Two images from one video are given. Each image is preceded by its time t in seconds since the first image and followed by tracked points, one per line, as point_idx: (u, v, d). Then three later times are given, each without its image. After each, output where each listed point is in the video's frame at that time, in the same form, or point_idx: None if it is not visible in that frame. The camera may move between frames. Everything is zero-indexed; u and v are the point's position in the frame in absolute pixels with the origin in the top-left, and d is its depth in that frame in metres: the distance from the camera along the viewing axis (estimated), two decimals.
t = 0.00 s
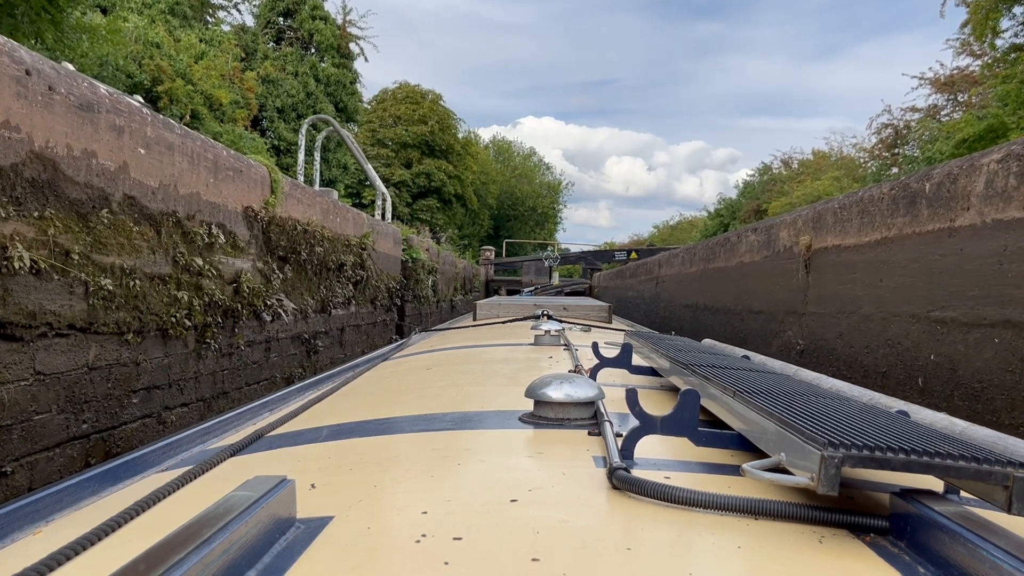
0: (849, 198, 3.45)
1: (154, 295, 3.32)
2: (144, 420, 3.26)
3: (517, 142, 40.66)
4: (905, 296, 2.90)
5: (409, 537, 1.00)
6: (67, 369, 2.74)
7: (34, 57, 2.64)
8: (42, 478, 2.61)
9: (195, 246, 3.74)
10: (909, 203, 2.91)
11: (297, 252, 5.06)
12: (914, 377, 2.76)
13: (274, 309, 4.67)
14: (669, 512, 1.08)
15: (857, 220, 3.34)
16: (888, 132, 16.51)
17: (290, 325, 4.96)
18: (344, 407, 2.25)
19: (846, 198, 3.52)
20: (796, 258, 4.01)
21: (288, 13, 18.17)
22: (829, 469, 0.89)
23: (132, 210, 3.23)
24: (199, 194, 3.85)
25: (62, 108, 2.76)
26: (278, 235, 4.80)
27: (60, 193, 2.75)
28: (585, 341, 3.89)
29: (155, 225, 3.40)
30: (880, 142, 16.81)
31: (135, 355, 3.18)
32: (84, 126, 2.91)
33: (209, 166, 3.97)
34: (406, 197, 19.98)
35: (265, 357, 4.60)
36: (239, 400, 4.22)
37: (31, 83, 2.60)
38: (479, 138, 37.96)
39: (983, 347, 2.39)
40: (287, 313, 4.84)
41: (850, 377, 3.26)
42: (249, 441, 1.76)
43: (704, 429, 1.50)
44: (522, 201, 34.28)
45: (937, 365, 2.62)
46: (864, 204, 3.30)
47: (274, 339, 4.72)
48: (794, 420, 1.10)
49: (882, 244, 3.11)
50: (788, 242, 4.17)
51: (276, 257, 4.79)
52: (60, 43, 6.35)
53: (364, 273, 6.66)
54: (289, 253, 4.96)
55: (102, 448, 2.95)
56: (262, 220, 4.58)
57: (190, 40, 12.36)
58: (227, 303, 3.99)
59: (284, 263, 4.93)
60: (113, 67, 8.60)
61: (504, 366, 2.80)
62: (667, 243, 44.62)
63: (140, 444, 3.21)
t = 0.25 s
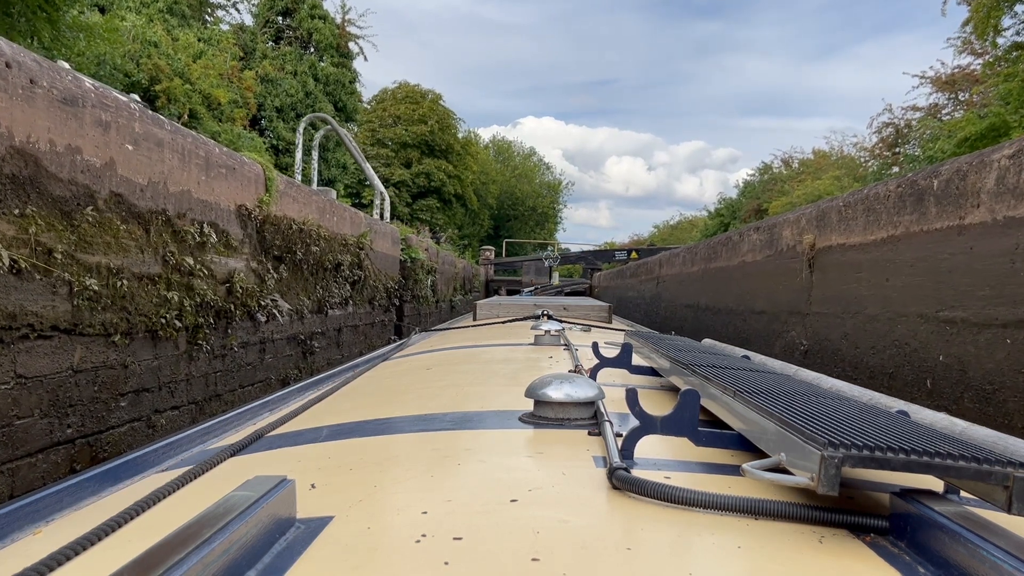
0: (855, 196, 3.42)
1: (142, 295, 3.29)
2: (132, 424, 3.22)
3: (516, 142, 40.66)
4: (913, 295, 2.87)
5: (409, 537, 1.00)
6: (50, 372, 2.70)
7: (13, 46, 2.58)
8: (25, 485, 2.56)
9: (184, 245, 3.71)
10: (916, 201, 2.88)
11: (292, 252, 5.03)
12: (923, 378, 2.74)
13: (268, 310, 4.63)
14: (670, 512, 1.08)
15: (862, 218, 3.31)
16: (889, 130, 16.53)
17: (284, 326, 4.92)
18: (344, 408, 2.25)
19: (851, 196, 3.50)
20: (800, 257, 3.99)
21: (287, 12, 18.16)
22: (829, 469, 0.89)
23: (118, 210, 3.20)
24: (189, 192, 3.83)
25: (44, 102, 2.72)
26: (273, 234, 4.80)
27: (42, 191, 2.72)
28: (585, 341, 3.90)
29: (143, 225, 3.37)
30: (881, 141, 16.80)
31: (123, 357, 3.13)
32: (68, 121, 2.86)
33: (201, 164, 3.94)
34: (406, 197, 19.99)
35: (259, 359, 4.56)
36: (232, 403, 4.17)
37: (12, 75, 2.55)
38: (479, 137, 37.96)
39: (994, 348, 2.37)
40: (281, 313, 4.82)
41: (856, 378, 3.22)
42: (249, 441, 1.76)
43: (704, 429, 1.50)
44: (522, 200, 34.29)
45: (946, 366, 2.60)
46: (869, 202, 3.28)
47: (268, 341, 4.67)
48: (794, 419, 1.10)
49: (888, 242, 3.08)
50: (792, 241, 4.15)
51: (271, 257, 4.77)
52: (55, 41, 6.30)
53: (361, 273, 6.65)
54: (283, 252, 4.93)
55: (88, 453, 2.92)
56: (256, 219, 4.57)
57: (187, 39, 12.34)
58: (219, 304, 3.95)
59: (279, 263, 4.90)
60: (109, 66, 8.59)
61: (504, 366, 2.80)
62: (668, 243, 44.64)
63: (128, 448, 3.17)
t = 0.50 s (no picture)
0: (862, 194, 3.30)
1: (129, 295, 3.02)
2: (119, 429, 2.95)
3: (517, 142, 40.68)
4: (923, 296, 2.74)
5: (409, 537, 1.00)
6: (25, 375, 2.43)
7: None
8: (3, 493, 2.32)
9: (174, 243, 3.44)
10: (925, 198, 2.76)
11: (287, 251, 4.76)
12: (932, 380, 2.61)
13: (262, 310, 4.37)
14: (669, 512, 1.08)
15: (869, 217, 3.19)
16: (891, 130, 16.53)
17: (280, 326, 4.65)
18: (344, 407, 2.25)
19: (857, 193, 3.37)
20: (804, 257, 3.86)
21: (286, 12, 18.19)
22: (829, 469, 0.89)
23: (101, 203, 2.92)
24: (179, 189, 3.56)
25: (23, 95, 2.47)
26: (267, 233, 4.54)
27: (22, 186, 2.47)
28: (585, 341, 3.90)
29: (130, 221, 3.10)
30: (883, 141, 16.79)
31: (108, 359, 2.87)
32: (48, 114, 2.60)
33: (191, 161, 3.68)
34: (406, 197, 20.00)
35: (254, 361, 4.27)
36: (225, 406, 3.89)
37: None
38: (479, 137, 38.02)
39: (1008, 350, 2.24)
40: (276, 314, 4.55)
41: (863, 381, 3.11)
42: (249, 441, 1.76)
43: (704, 429, 1.50)
44: (522, 200, 34.32)
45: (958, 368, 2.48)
46: (876, 200, 3.15)
47: (263, 342, 4.39)
48: (794, 420, 1.11)
49: (896, 241, 2.95)
50: (796, 240, 4.03)
51: (265, 256, 4.50)
52: (49, 37, 6.34)
53: (359, 272, 6.44)
54: (278, 251, 4.66)
55: (71, 460, 2.67)
56: (250, 218, 4.29)
57: (185, 37, 12.35)
58: (212, 304, 3.68)
59: (274, 262, 4.64)
60: (107, 65, 8.63)
61: (504, 366, 2.80)
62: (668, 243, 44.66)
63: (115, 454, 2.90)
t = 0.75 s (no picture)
0: (868, 192, 3.27)
1: (117, 295, 2.98)
2: (107, 433, 2.92)
3: (517, 142, 40.69)
4: (932, 295, 2.71)
5: (409, 537, 1.00)
6: (11, 378, 2.40)
7: None
8: None
9: (165, 242, 3.41)
10: (935, 196, 2.73)
11: (283, 251, 4.74)
12: (941, 382, 2.58)
13: (258, 310, 4.34)
14: (669, 512, 1.08)
15: (876, 215, 3.16)
16: (892, 129, 16.54)
17: (275, 327, 4.63)
18: (344, 407, 2.25)
19: (863, 192, 3.34)
20: (809, 257, 3.83)
21: (285, 11, 18.19)
22: (829, 469, 0.89)
23: (88, 201, 2.88)
24: (171, 186, 3.52)
25: (6, 88, 2.42)
26: (262, 232, 4.52)
27: (4, 183, 2.41)
28: (585, 341, 3.90)
29: (119, 219, 3.07)
30: (884, 140, 16.81)
31: (95, 361, 2.83)
32: (31, 108, 2.55)
33: (184, 158, 3.64)
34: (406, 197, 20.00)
35: (248, 362, 4.25)
36: (219, 408, 3.86)
37: None
38: (479, 137, 38.03)
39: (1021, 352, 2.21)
40: (272, 314, 4.52)
41: (870, 383, 3.08)
42: (249, 441, 1.76)
43: (704, 429, 1.50)
44: (522, 200, 34.33)
45: (968, 370, 2.45)
46: (883, 199, 3.13)
47: (258, 343, 4.37)
48: (794, 419, 1.11)
49: (904, 240, 2.92)
50: (800, 239, 4.00)
51: (260, 255, 4.48)
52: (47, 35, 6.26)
53: (357, 272, 6.41)
54: (274, 251, 4.64)
55: (57, 465, 2.64)
56: (244, 217, 4.27)
57: (184, 36, 12.33)
58: (204, 305, 3.65)
59: (269, 262, 4.61)
60: (105, 63, 8.67)
61: (504, 366, 2.80)
62: (669, 243, 44.66)
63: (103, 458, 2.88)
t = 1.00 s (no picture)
0: (875, 190, 3.17)
1: (104, 295, 2.91)
2: (94, 436, 2.84)
3: (517, 142, 40.68)
4: (943, 297, 2.62)
5: (409, 537, 1.00)
6: None
7: None
8: None
9: (155, 241, 3.33)
10: (945, 194, 2.64)
11: (279, 250, 4.68)
12: (953, 386, 2.50)
13: (251, 311, 4.27)
14: (669, 512, 1.08)
15: (883, 215, 3.07)
16: (894, 129, 16.53)
17: (269, 327, 4.57)
18: (344, 407, 2.25)
19: (870, 190, 3.24)
20: (814, 256, 3.73)
21: (285, 10, 18.18)
22: (829, 469, 0.89)
23: (76, 199, 2.81)
24: (162, 183, 3.43)
25: None
26: (258, 231, 4.45)
27: None
28: (585, 341, 3.90)
29: (106, 216, 2.98)
30: (885, 140, 16.79)
31: (79, 363, 2.75)
32: (11, 100, 2.45)
33: (175, 154, 3.55)
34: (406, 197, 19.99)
35: (242, 363, 4.18)
36: (212, 411, 3.78)
37: None
38: (479, 137, 38.03)
39: None
40: (266, 315, 4.46)
41: (878, 386, 2.99)
42: (249, 441, 1.77)
43: (704, 429, 1.50)
44: (523, 200, 34.33)
45: (980, 373, 2.37)
46: (890, 197, 3.03)
47: (252, 343, 4.30)
48: (794, 420, 1.11)
49: (913, 240, 2.83)
50: (805, 239, 3.90)
51: (254, 254, 4.41)
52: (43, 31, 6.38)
53: (356, 272, 6.38)
54: (269, 250, 4.57)
55: (40, 471, 2.55)
56: (239, 215, 4.20)
57: (183, 34, 12.30)
58: (197, 304, 3.58)
59: (264, 261, 4.55)
60: (103, 61, 8.73)
61: (504, 366, 2.80)
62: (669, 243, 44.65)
63: (90, 463, 2.80)
